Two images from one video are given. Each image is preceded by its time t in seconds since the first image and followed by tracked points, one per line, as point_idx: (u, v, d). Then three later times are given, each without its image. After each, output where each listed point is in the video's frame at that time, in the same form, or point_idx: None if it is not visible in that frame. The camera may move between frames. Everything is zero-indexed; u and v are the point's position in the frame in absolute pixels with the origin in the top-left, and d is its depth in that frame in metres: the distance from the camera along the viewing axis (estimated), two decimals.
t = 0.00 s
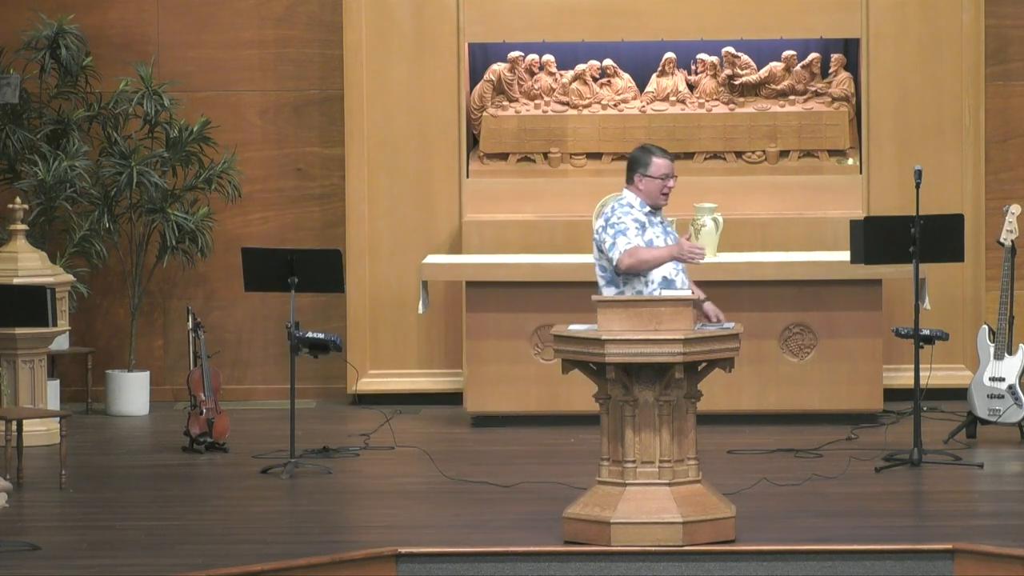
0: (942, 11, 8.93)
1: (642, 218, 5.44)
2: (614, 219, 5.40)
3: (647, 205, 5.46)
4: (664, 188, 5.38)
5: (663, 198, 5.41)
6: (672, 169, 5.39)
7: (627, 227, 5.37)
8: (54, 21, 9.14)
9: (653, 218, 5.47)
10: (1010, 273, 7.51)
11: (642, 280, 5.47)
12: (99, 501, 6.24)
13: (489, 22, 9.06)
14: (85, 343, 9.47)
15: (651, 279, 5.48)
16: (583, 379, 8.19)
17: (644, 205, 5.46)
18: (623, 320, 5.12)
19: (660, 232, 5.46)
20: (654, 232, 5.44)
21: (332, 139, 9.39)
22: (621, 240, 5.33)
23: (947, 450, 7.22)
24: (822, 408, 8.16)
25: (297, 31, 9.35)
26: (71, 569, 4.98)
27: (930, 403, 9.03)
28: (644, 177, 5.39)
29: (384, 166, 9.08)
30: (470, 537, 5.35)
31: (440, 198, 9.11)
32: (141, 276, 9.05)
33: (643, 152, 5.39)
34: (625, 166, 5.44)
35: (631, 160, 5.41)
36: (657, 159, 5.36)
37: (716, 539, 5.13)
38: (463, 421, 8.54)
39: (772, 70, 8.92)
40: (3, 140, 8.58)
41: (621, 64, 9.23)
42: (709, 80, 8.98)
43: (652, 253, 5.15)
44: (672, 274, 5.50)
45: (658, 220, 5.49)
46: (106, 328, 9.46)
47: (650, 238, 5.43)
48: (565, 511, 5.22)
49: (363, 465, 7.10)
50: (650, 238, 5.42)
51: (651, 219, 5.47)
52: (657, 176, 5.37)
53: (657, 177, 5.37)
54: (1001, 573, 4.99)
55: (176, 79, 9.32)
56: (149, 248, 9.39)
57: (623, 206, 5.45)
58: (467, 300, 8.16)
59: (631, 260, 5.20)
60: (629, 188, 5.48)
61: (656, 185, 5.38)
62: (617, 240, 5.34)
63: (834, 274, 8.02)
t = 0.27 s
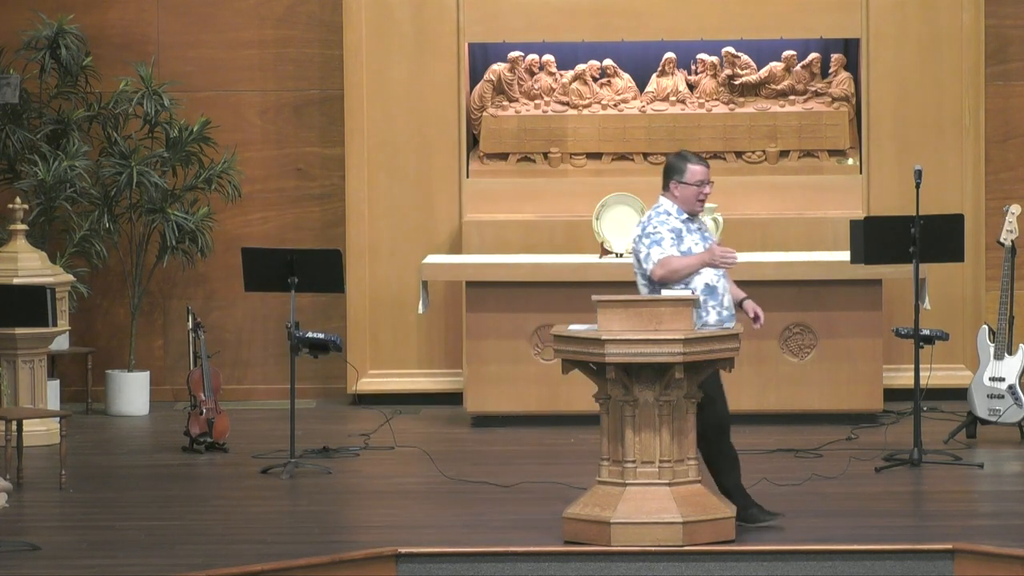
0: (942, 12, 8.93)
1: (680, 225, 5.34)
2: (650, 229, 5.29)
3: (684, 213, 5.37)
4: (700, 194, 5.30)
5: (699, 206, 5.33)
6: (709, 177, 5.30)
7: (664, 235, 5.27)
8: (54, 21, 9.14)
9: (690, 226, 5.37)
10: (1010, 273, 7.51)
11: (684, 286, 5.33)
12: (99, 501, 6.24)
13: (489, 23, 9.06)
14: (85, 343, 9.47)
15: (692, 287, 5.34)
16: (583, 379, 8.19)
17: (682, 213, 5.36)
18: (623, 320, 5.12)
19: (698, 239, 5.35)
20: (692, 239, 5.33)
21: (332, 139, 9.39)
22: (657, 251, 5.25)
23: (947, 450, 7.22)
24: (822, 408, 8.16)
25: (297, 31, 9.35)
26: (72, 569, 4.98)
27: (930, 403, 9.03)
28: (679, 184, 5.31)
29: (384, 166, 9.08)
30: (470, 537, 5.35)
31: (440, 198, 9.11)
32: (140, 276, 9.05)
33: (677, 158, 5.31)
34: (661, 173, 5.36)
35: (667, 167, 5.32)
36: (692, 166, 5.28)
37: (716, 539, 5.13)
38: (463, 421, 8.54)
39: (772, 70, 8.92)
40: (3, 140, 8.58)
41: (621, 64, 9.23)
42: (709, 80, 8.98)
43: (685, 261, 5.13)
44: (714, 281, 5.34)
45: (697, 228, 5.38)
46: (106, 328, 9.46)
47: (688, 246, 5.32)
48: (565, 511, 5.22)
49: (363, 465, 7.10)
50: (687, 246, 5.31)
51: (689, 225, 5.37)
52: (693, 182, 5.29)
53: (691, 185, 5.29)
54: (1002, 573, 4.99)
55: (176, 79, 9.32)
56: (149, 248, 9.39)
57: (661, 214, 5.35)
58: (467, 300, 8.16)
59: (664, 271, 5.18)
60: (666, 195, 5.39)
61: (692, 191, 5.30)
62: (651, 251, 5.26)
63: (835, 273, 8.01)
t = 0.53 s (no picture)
0: (943, 12, 8.93)
1: (722, 222, 5.33)
2: (693, 224, 5.28)
3: (724, 210, 5.37)
4: (741, 190, 5.30)
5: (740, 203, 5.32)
6: (750, 173, 5.31)
7: (707, 229, 5.26)
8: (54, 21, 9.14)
9: (731, 223, 5.36)
10: (1010, 273, 7.51)
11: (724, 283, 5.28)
12: (99, 501, 6.24)
13: (489, 23, 9.06)
14: (84, 343, 9.46)
15: (732, 283, 5.29)
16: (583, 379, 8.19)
17: (723, 210, 5.37)
18: (624, 319, 5.13)
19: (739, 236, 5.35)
20: (733, 236, 5.33)
21: (332, 139, 9.39)
22: (702, 243, 5.22)
23: (947, 450, 7.22)
24: (822, 408, 8.16)
25: (297, 31, 9.35)
26: (73, 569, 4.98)
27: (930, 403, 9.03)
28: (720, 180, 5.32)
29: (384, 166, 9.08)
30: (470, 537, 5.35)
31: (440, 198, 9.11)
32: (140, 276, 9.05)
33: (717, 156, 5.32)
34: (701, 170, 5.37)
35: (708, 163, 5.34)
36: (733, 162, 5.29)
37: (716, 539, 5.13)
38: (463, 421, 8.54)
39: (772, 70, 8.92)
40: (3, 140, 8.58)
41: (621, 64, 9.23)
42: (709, 80, 8.97)
43: (731, 257, 5.04)
44: (754, 277, 5.29)
45: (737, 225, 5.38)
46: (106, 327, 9.46)
47: (729, 242, 5.31)
48: (565, 511, 5.22)
49: (362, 465, 7.10)
50: (729, 241, 5.30)
51: (730, 222, 5.36)
52: (733, 179, 5.29)
53: (730, 181, 5.29)
54: (1003, 573, 4.99)
55: (176, 79, 9.32)
56: (149, 248, 9.39)
57: (703, 211, 5.34)
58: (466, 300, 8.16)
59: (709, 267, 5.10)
60: (706, 194, 5.39)
61: (733, 188, 5.30)
62: (697, 244, 5.22)
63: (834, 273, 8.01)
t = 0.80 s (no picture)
0: (939, 12, 8.93)
1: (746, 215, 5.38)
2: (718, 216, 5.34)
3: (751, 205, 5.42)
4: (767, 184, 5.35)
5: (766, 198, 5.37)
6: (776, 168, 5.36)
7: (731, 222, 5.31)
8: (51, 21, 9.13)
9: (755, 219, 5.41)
10: (1006, 273, 7.51)
11: (745, 279, 5.32)
12: (96, 501, 6.24)
13: (485, 23, 9.06)
14: (81, 343, 9.46)
15: (753, 278, 5.32)
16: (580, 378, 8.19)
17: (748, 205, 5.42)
18: (620, 320, 5.13)
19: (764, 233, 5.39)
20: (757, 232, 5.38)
21: (329, 139, 9.39)
22: (727, 234, 5.27)
23: (943, 450, 7.22)
24: (818, 408, 8.16)
25: (294, 31, 9.35)
26: (70, 569, 4.98)
27: (926, 403, 9.03)
28: (746, 175, 5.38)
29: (381, 166, 9.08)
30: (466, 537, 5.35)
31: (436, 198, 9.10)
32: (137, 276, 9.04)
33: (743, 151, 5.39)
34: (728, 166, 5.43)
35: (734, 159, 5.41)
36: (758, 156, 5.35)
37: (712, 540, 5.13)
38: (459, 421, 8.54)
39: (768, 69, 8.91)
40: None
41: (617, 64, 9.23)
42: (706, 80, 8.97)
43: (754, 234, 5.11)
44: (776, 274, 5.33)
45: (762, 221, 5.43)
46: (103, 327, 9.45)
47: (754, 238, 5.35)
48: (561, 511, 5.22)
49: (359, 465, 7.10)
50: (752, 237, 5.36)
51: (755, 217, 5.41)
52: (759, 173, 5.35)
53: (756, 175, 5.36)
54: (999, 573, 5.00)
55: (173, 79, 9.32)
56: (146, 248, 9.39)
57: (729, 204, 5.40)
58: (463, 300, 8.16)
59: (736, 250, 5.16)
60: (732, 188, 5.45)
61: (759, 182, 5.36)
62: (721, 234, 5.27)
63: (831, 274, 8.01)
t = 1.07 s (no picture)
0: (930, 12, 8.94)
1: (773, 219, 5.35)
2: (744, 217, 5.31)
3: (778, 209, 5.39)
4: (795, 189, 5.33)
5: (794, 203, 5.35)
6: (805, 172, 5.34)
7: (756, 224, 5.28)
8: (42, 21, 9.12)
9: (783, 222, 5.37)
10: (997, 273, 7.52)
11: (768, 281, 5.26)
12: (89, 501, 6.23)
13: (477, 23, 9.05)
14: (73, 343, 9.45)
15: (775, 281, 5.26)
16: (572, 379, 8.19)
17: (776, 208, 5.38)
18: (611, 320, 5.13)
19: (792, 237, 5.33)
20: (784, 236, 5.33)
21: (321, 139, 9.39)
22: (752, 235, 5.24)
23: (934, 450, 7.23)
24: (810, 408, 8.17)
25: (286, 31, 9.34)
26: (63, 569, 4.98)
27: (917, 403, 9.04)
28: (774, 179, 5.35)
29: (373, 166, 9.08)
30: (457, 538, 5.35)
31: (428, 198, 9.10)
32: (128, 276, 9.03)
33: (773, 155, 5.36)
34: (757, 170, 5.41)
35: (763, 162, 5.38)
36: (787, 161, 5.32)
37: (703, 540, 5.13)
38: (451, 421, 8.54)
39: (759, 70, 8.92)
40: None
41: (609, 64, 9.23)
42: (697, 80, 8.98)
43: (782, 236, 5.08)
44: (800, 277, 5.26)
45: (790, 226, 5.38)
46: (95, 327, 9.44)
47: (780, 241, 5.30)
48: (552, 511, 5.22)
49: (351, 465, 7.10)
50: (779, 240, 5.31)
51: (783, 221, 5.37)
52: (787, 177, 5.32)
53: (783, 179, 5.33)
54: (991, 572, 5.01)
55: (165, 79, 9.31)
56: (138, 248, 9.38)
57: (757, 207, 5.37)
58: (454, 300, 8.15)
59: (761, 250, 5.12)
60: (761, 192, 5.43)
61: (786, 186, 5.33)
62: (745, 235, 5.24)
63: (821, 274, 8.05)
